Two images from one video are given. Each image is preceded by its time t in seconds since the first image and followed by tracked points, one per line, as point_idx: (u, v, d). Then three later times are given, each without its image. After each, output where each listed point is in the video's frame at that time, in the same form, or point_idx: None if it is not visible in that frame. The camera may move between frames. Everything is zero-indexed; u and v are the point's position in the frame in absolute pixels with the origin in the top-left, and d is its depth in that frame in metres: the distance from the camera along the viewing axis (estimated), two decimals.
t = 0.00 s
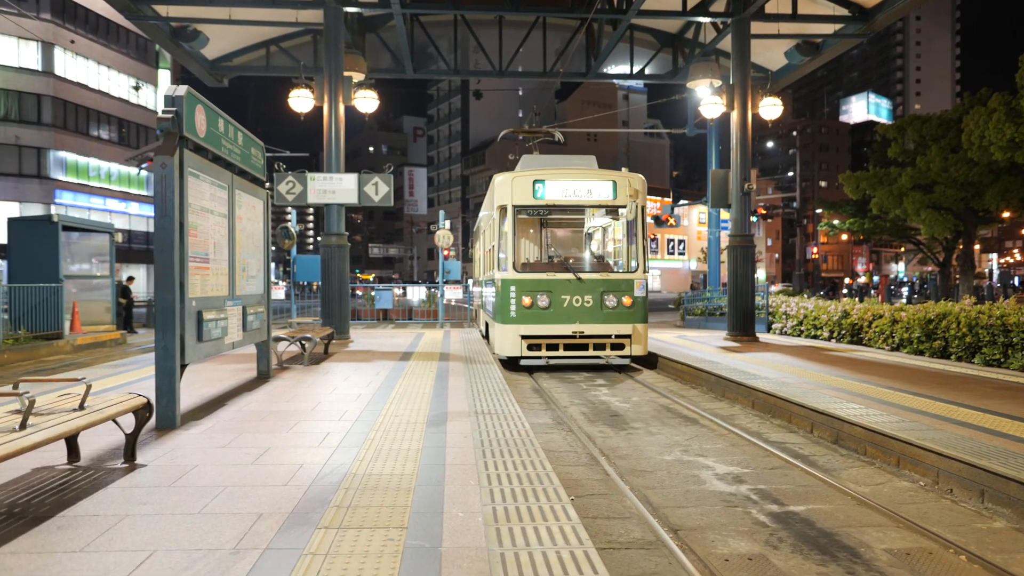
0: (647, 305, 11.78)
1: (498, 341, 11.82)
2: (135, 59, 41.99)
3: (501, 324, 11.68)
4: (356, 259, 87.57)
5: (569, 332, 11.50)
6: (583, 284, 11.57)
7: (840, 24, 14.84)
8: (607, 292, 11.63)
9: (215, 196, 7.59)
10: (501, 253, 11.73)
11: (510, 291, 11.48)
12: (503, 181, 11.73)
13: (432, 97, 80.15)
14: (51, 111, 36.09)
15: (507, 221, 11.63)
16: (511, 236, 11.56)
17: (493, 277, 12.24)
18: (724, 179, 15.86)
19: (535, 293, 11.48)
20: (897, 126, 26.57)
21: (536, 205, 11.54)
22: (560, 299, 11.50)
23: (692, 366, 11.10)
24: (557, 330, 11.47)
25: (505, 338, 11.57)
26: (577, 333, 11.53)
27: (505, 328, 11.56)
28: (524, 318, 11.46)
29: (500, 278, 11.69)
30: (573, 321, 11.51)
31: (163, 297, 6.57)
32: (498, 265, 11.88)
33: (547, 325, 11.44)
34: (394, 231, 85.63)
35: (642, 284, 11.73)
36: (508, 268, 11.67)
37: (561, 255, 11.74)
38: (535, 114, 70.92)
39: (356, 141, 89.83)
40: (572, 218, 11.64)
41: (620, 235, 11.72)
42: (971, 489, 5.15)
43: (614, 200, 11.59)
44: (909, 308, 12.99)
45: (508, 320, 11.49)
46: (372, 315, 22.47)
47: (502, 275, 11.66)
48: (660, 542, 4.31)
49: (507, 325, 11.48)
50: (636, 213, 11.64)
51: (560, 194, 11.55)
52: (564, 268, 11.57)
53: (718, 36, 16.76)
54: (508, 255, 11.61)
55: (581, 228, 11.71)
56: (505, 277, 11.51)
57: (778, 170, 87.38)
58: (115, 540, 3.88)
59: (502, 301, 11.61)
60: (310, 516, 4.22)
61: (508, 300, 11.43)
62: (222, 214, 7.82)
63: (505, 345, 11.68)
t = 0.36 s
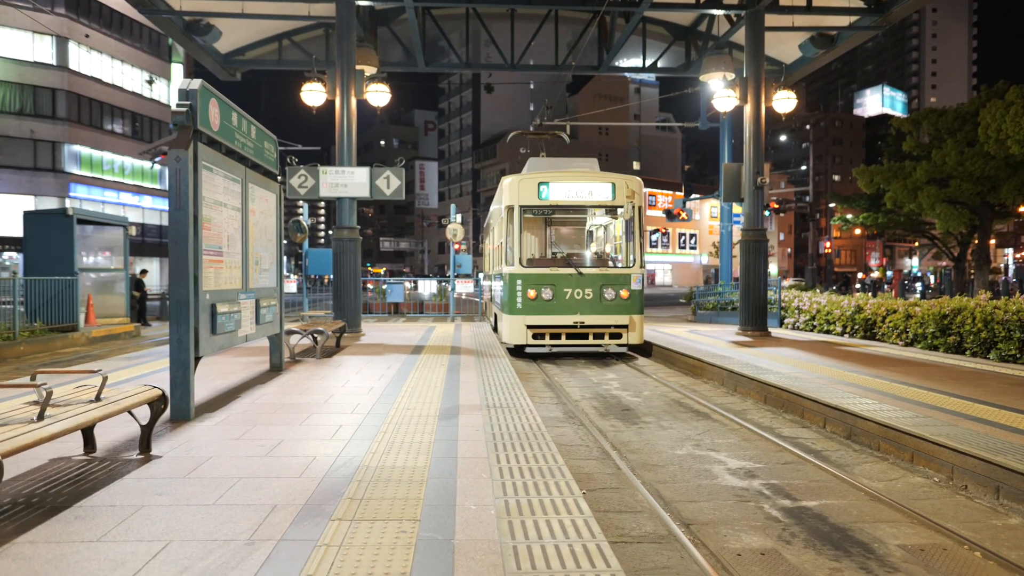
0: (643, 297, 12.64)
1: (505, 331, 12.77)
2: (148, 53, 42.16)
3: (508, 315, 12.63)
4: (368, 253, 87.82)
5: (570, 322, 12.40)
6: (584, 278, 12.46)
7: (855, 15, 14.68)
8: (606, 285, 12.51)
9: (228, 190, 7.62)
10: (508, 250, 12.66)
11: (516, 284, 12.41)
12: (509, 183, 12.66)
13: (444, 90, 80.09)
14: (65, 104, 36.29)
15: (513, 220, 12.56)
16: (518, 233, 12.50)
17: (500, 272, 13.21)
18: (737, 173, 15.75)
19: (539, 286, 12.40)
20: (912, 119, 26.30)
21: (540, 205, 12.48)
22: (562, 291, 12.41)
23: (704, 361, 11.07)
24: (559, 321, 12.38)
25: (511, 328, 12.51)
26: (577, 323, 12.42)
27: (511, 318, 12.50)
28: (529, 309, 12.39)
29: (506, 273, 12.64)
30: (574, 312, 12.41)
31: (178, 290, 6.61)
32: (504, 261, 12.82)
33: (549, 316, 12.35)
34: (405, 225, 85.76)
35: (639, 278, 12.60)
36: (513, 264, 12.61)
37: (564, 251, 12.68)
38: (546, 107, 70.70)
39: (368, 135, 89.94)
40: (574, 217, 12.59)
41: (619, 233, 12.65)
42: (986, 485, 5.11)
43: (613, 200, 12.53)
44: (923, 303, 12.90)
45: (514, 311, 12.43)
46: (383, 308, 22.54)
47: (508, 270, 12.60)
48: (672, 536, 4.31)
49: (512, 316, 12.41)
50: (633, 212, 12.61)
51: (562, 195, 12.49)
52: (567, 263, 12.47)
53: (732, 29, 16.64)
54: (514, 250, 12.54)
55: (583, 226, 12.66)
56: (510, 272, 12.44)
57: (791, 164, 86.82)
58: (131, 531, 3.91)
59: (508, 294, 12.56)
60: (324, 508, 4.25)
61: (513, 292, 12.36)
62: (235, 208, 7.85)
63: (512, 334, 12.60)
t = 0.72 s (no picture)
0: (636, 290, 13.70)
1: (509, 321, 13.84)
2: (156, 48, 42.25)
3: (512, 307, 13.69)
4: (375, 248, 87.98)
5: (569, 314, 13.45)
6: (581, 273, 13.50)
7: (866, 8, 14.55)
8: (602, 280, 13.55)
9: (237, 184, 7.63)
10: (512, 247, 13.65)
11: (519, 279, 13.47)
12: (513, 186, 13.59)
13: (452, 85, 80.01)
14: (75, 100, 36.47)
15: (517, 220, 13.52)
16: (521, 232, 13.47)
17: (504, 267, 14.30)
18: (746, 168, 15.69)
19: (540, 280, 13.45)
20: (923, 113, 26.12)
21: (542, 206, 13.44)
22: (562, 285, 13.45)
23: (711, 356, 11.04)
24: (559, 312, 13.44)
25: (515, 319, 13.59)
26: (576, 315, 13.48)
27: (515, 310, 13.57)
28: (531, 302, 13.45)
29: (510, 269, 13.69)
30: (572, 304, 13.47)
31: (187, 284, 6.63)
32: (508, 257, 13.86)
33: (550, 308, 13.40)
34: (413, 220, 85.87)
35: (632, 273, 13.66)
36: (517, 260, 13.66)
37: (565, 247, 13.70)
38: (555, 102, 70.54)
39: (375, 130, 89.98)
40: (574, 217, 13.57)
41: (615, 231, 13.70)
42: (995, 482, 5.09)
43: (609, 201, 13.54)
44: (933, 299, 12.83)
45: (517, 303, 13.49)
46: (391, 303, 22.60)
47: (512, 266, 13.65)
48: (681, 531, 4.31)
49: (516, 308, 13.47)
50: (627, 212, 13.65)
51: (562, 197, 13.46)
52: (566, 260, 13.50)
53: (742, 22, 16.53)
54: (518, 248, 13.56)
55: (582, 225, 13.65)
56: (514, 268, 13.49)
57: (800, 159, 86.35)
58: (142, 523, 3.94)
59: (512, 287, 13.61)
60: (333, 502, 4.26)
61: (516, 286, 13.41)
62: (244, 203, 7.87)
63: (516, 325, 13.64)
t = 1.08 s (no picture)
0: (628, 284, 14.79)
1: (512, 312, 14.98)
2: (162, 43, 42.29)
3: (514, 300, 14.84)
4: (381, 244, 88.08)
5: (567, 305, 14.57)
6: (578, 268, 14.61)
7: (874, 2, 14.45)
8: (597, 275, 14.64)
9: (244, 179, 7.66)
10: (515, 245, 14.81)
11: (521, 273, 14.61)
12: (516, 189, 14.79)
13: (457, 80, 79.91)
14: (82, 95, 36.56)
15: (519, 220, 14.70)
16: (523, 231, 14.63)
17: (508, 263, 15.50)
18: (752, 163, 15.63)
19: (539, 275, 14.56)
20: (931, 108, 25.98)
21: (541, 207, 14.59)
22: (560, 279, 14.56)
23: (717, 352, 11.04)
24: (557, 304, 14.56)
25: (516, 310, 14.74)
26: (573, 307, 14.58)
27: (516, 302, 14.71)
28: (531, 295, 14.58)
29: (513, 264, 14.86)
30: (569, 297, 14.58)
31: (194, 279, 6.65)
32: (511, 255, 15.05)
33: (549, 301, 14.51)
34: (418, 216, 85.94)
35: (625, 269, 14.74)
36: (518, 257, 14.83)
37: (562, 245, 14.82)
38: (560, 97, 70.36)
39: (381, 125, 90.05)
40: (571, 217, 14.70)
41: (608, 229, 14.80)
42: (1003, 478, 5.08)
43: (603, 202, 14.64)
44: (940, 295, 12.76)
45: (518, 296, 14.64)
46: (397, 298, 22.61)
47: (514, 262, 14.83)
48: (686, 526, 4.31)
49: (518, 300, 14.61)
50: (620, 213, 14.78)
51: (560, 198, 14.57)
52: (564, 256, 14.60)
53: (749, 16, 16.45)
54: (520, 246, 14.73)
55: (579, 225, 14.77)
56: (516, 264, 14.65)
57: (807, 154, 85.98)
58: (149, 516, 3.96)
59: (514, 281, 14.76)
60: (339, 496, 4.27)
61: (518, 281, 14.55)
62: (250, 197, 7.87)
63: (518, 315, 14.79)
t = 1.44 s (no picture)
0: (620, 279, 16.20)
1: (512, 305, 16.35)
2: (167, 40, 42.33)
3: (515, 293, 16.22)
4: (385, 240, 88.20)
5: (563, 298, 15.99)
6: (574, 264, 16.02)
7: None
8: (591, 271, 16.05)
9: (248, 175, 7.67)
10: (516, 243, 16.24)
11: (521, 269, 16.04)
12: (517, 192, 16.26)
13: (462, 77, 79.87)
14: (87, 92, 36.63)
15: (519, 220, 16.12)
16: (523, 230, 16.07)
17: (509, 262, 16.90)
18: (757, 159, 15.60)
19: (539, 270, 15.96)
20: (937, 105, 25.85)
21: (540, 208, 16.00)
22: (557, 274, 15.99)
23: (721, 349, 11.03)
24: (555, 297, 15.97)
25: (517, 303, 16.13)
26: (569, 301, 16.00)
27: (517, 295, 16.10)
28: (531, 288, 15.99)
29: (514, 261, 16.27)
30: (566, 291, 15.99)
31: (199, 275, 6.66)
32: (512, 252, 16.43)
33: (548, 294, 15.93)
34: (423, 212, 86.04)
35: (617, 265, 16.13)
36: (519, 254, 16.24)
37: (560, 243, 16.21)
38: (565, 94, 70.25)
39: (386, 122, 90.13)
40: (567, 218, 16.09)
41: (602, 229, 16.20)
42: (1009, 476, 5.06)
43: (597, 205, 16.01)
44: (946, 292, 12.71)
45: (519, 290, 16.04)
46: (401, 295, 22.64)
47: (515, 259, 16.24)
48: (690, 523, 4.31)
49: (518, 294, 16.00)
50: (612, 214, 16.12)
51: (558, 201, 15.97)
52: (562, 253, 16.05)
53: (755, 12, 16.39)
54: (521, 244, 16.12)
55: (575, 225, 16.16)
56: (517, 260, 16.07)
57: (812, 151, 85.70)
58: (154, 511, 3.98)
59: (515, 276, 16.18)
60: (343, 491, 4.28)
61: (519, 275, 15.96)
62: (255, 194, 7.89)
63: (520, 308, 16.15)
